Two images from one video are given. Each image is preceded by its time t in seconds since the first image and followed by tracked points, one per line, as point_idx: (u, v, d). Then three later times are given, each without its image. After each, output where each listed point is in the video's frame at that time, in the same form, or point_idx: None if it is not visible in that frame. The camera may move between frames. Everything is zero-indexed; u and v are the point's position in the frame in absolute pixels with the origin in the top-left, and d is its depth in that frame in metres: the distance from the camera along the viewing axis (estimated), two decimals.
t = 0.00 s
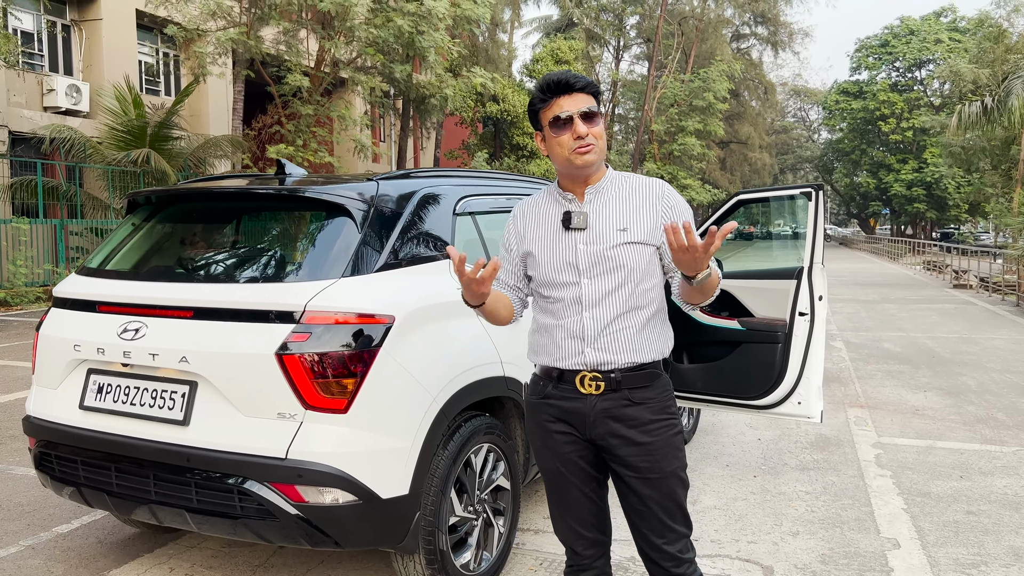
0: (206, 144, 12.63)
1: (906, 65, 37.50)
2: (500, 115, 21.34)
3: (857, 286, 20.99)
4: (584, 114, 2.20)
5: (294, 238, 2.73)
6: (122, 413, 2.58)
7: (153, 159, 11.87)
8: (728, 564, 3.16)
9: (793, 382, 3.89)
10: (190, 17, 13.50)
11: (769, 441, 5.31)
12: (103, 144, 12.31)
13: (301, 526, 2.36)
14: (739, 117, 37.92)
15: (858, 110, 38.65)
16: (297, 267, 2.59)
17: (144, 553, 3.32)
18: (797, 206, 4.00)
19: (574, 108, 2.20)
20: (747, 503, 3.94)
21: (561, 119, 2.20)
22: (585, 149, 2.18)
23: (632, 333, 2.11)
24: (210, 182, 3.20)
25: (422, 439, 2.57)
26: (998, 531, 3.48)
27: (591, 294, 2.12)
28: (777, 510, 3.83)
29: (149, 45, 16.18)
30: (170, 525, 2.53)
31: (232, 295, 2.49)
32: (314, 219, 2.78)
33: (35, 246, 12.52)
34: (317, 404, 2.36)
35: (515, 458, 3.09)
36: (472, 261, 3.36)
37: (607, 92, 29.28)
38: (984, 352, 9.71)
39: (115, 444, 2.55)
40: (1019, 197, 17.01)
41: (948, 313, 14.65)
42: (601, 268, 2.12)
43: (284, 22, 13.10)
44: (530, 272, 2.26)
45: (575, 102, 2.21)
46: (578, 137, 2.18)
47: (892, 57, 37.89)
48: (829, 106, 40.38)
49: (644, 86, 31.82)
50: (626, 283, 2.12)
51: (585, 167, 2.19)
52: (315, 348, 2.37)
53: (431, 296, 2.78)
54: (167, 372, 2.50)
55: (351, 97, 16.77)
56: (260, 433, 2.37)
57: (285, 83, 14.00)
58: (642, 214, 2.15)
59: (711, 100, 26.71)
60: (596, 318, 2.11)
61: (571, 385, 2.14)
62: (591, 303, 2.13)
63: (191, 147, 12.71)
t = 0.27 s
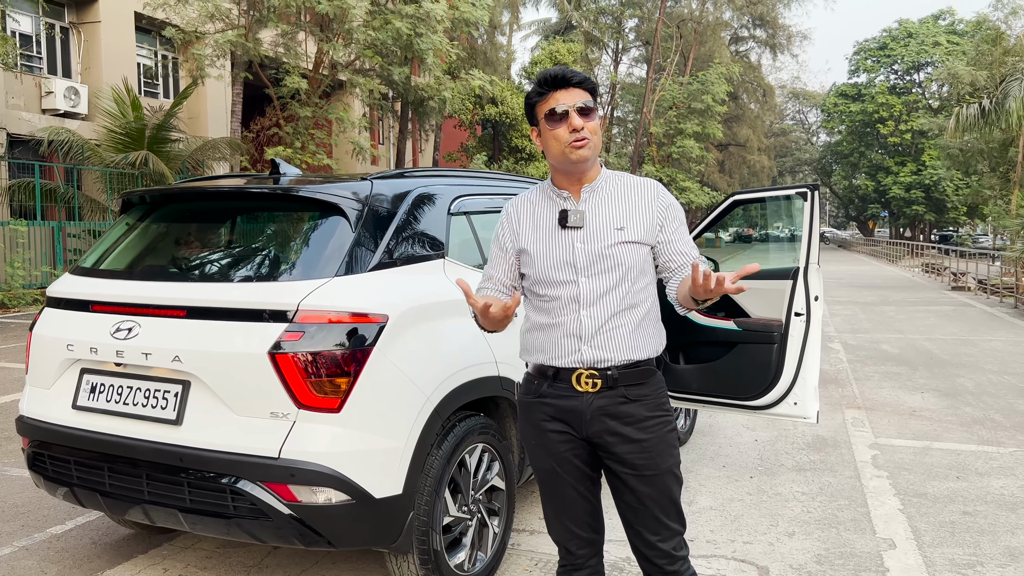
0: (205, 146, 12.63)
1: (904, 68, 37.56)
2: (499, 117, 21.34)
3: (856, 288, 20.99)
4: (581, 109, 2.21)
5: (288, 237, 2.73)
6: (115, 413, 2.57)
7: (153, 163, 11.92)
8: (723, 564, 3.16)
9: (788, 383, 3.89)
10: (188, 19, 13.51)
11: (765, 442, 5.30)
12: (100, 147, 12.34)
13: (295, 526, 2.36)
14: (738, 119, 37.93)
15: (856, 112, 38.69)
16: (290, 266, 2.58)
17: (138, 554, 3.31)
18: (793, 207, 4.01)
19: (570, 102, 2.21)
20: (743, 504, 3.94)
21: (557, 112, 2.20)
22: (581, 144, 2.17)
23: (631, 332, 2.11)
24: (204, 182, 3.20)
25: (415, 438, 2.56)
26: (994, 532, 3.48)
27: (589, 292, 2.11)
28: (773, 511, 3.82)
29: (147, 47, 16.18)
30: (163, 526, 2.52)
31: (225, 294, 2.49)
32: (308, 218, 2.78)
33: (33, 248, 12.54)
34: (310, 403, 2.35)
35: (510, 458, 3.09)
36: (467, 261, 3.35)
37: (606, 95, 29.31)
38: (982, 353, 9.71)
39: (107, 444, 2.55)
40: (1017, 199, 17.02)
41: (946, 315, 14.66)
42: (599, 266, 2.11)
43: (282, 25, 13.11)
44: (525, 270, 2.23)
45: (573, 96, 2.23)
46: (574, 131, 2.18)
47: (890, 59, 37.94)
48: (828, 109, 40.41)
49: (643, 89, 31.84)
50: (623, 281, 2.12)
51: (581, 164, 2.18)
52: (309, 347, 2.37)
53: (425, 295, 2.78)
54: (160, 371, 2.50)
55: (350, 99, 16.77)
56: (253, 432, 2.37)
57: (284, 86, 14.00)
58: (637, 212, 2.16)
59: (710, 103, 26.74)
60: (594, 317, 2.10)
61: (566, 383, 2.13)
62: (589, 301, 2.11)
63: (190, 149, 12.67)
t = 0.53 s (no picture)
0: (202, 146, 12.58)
1: (901, 69, 37.63)
2: (497, 118, 21.34)
3: (853, 288, 21.00)
4: (577, 107, 2.20)
5: (280, 234, 2.72)
6: (106, 410, 2.55)
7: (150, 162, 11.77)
8: (717, 562, 3.15)
9: (782, 381, 3.90)
10: (185, 19, 13.49)
11: (761, 441, 5.30)
12: (97, 147, 12.23)
13: (286, 523, 2.34)
14: (736, 120, 37.96)
15: (854, 114, 38.75)
16: (281, 264, 2.57)
17: (129, 553, 3.29)
18: (787, 205, 4.02)
19: (566, 99, 2.20)
20: (737, 502, 3.94)
21: (552, 108, 2.19)
22: (570, 141, 2.17)
23: (623, 328, 2.11)
24: (197, 179, 3.19)
25: (408, 435, 2.56)
26: (988, 529, 3.47)
27: (583, 289, 2.11)
28: (768, 509, 3.82)
29: (144, 48, 16.16)
30: (154, 524, 2.51)
31: (217, 290, 2.48)
32: (300, 215, 2.77)
33: (29, 249, 12.57)
34: (302, 400, 2.34)
35: (503, 456, 3.09)
36: (460, 259, 3.35)
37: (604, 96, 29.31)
38: (979, 353, 9.71)
39: (98, 441, 2.53)
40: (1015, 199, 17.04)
41: (943, 315, 14.67)
42: (593, 263, 2.10)
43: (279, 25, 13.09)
44: (517, 266, 2.23)
45: (570, 93, 2.21)
46: (564, 129, 2.17)
47: (888, 60, 38.01)
48: (825, 110, 40.45)
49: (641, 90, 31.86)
50: (617, 279, 2.12)
51: (575, 161, 2.17)
52: (300, 345, 2.36)
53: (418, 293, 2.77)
54: (151, 369, 2.49)
55: (347, 100, 16.76)
56: (244, 429, 2.36)
57: (281, 86, 13.98)
58: (631, 208, 2.16)
59: (708, 104, 26.76)
60: (588, 313, 2.10)
61: (561, 379, 2.12)
62: (582, 298, 2.11)
63: (187, 149, 12.61)
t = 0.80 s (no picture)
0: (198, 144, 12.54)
1: (899, 68, 37.66)
2: (494, 117, 21.32)
3: (850, 287, 21.02)
4: (571, 98, 2.19)
5: (270, 229, 2.71)
6: (95, 406, 2.53)
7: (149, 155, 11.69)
8: (710, 559, 3.14)
9: (777, 378, 3.88)
10: (181, 18, 13.46)
11: (756, 439, 5.28)
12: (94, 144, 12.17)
13: (276, 519, 2.33)
14: (733, 120, 37.97)
15: (851, 113, 38.76)
16: (272, 259, 2.56)
17: (121, 551, 3.27)
18: (781, 201, 3.98)
19: (560, 91, 2.19)
20: (732, 500, 3.93)
21: (547, 101, 2.18)
22: (571, 134, 2.14)
23: (612, 323, 2.08)
24: (188, 175, 3.17)
25: (399, 431, 2.54)
26: (982, 526, 3.46)
27: (573, 283, 2.09)
28: (762, 506, 3.81)
29: (141, 46, 16.12)
30: (144, 521, 2.49)
31: (206, 285, 2.47)
32: (290, 210, 2.75)
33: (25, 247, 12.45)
34: (291, 395, 2.33)
35: (495, 453, 3.07)
36: (452, 256, 3.33)
37: (601, 95, 29.30)
38: (975, 352, 9.71)
39: (87, 438, 2.51)
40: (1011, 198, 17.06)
41: (940, 314, 14.67)
42: (583, 257, 2.08)
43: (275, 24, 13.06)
44: (509, 260, 2.22)
45: (562, 85, 2.20)
46: (564, 121, 2.15)
47: (885, 60, 38.03)
48: (823, 109, 40.47)
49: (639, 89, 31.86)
50: (607, 274, 2.09)
51: (568, 154, 2.15)
52: (289, 340, 2.34)
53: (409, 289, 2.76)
54: (140, 365, 2.47)
55: (344, 99, 16.73)
56: (233, 425, 2.34)
57: (277, 85, 13.94)
58: (625, 203, 2.12)
59: (705, 103, 26.76)
60: (577, 308, 2.08)
61: (550, 372, 2.11)
62: (571, 293, 2.09)
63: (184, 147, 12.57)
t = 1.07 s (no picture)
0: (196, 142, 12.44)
1: (897, 66, 37.65)
2: (493, 115, 21.27)
3: (848, 285, 21.01)
4: (561, 92, 2.14)
5: (260, 223, 2.68)
6: (82, 402, 2.51)
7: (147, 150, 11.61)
8: (703, 556, 3.12)
9: (772, 374, 3.89)
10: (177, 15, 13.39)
11: (751, 436, 5.27)
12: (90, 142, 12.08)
13: (264, 516, 2.31)
14: (732, 118, 37.94)
15: (850, 111, 38.74)
16: (261, 253, 2.54)
17: (110, 548, 3.25)
18: (777, 196, 3.99)
19: (551, 84, 2.14)
20: (726, 496, 3.91)
21: (538, 93, 2.13)
22: (559, 130, 2.12)
23: (604, 320, 2.06)
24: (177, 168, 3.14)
25: (389, 426, 2.52)
26: (978, 523, 3.44)
27: (564, 278, 2.07)
28: (757, 503, 3.79)
29: (137, 44, 16.06)
30: (131, 517, 2.47)
31: (195, 279, 2.45)
32: (280, 204, 2.73)
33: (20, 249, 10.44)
34: (279, 390, 2.30)
35: (488, 449, 3.05)
36: (445, 250, 3.31)
37: (600, 92, 29.25)
38: (972, 349, 9.70)
39: (73, 434, 2.49)
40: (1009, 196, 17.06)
41: (937, 312, 14.66)
42: (573, 253, 2.06)
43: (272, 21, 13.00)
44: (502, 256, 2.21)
45: (554, 78, 2.15)
46: (553, 116, 2.12)
47: (884, 58, 38.02)
48: (821, 108, 40.44)
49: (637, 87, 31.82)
50: (598, 269, 2.07)
51: (557, 149, 2.12)
52: (277, 334, 2.32)
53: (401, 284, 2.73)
54: (127, 360, 2.44)
55: (342, 97, 16.67)
56: (221, 420, 2.31)
57: (274, 82, 13.87)
58: (616, 197, 2.10)
59: (704, 101, 26.75)
60: (567, 303, 2.06)
61: (543, 365, 2.10)
62: (563, 288, 2.07)
63: (180, 145, 12.49)
